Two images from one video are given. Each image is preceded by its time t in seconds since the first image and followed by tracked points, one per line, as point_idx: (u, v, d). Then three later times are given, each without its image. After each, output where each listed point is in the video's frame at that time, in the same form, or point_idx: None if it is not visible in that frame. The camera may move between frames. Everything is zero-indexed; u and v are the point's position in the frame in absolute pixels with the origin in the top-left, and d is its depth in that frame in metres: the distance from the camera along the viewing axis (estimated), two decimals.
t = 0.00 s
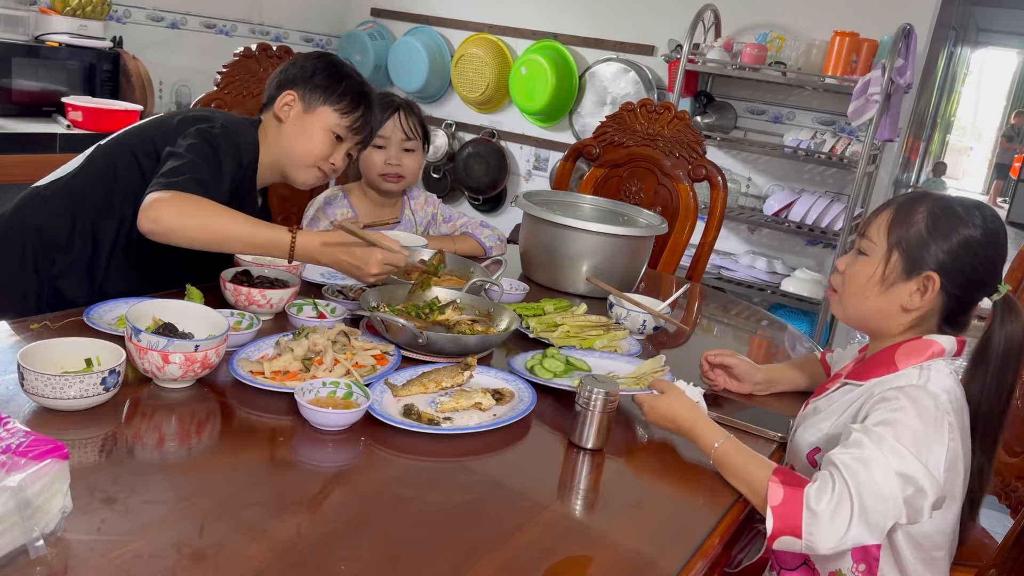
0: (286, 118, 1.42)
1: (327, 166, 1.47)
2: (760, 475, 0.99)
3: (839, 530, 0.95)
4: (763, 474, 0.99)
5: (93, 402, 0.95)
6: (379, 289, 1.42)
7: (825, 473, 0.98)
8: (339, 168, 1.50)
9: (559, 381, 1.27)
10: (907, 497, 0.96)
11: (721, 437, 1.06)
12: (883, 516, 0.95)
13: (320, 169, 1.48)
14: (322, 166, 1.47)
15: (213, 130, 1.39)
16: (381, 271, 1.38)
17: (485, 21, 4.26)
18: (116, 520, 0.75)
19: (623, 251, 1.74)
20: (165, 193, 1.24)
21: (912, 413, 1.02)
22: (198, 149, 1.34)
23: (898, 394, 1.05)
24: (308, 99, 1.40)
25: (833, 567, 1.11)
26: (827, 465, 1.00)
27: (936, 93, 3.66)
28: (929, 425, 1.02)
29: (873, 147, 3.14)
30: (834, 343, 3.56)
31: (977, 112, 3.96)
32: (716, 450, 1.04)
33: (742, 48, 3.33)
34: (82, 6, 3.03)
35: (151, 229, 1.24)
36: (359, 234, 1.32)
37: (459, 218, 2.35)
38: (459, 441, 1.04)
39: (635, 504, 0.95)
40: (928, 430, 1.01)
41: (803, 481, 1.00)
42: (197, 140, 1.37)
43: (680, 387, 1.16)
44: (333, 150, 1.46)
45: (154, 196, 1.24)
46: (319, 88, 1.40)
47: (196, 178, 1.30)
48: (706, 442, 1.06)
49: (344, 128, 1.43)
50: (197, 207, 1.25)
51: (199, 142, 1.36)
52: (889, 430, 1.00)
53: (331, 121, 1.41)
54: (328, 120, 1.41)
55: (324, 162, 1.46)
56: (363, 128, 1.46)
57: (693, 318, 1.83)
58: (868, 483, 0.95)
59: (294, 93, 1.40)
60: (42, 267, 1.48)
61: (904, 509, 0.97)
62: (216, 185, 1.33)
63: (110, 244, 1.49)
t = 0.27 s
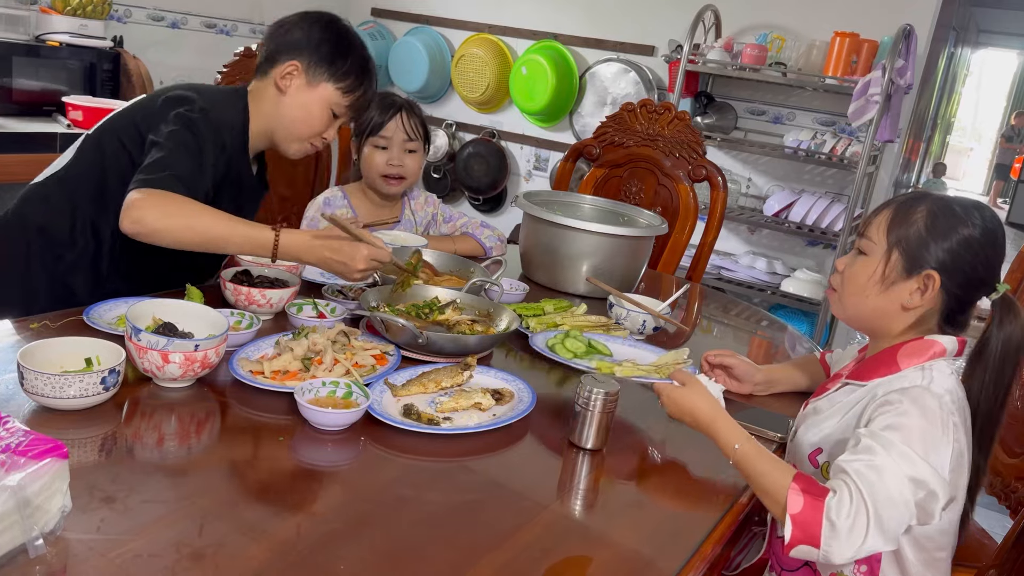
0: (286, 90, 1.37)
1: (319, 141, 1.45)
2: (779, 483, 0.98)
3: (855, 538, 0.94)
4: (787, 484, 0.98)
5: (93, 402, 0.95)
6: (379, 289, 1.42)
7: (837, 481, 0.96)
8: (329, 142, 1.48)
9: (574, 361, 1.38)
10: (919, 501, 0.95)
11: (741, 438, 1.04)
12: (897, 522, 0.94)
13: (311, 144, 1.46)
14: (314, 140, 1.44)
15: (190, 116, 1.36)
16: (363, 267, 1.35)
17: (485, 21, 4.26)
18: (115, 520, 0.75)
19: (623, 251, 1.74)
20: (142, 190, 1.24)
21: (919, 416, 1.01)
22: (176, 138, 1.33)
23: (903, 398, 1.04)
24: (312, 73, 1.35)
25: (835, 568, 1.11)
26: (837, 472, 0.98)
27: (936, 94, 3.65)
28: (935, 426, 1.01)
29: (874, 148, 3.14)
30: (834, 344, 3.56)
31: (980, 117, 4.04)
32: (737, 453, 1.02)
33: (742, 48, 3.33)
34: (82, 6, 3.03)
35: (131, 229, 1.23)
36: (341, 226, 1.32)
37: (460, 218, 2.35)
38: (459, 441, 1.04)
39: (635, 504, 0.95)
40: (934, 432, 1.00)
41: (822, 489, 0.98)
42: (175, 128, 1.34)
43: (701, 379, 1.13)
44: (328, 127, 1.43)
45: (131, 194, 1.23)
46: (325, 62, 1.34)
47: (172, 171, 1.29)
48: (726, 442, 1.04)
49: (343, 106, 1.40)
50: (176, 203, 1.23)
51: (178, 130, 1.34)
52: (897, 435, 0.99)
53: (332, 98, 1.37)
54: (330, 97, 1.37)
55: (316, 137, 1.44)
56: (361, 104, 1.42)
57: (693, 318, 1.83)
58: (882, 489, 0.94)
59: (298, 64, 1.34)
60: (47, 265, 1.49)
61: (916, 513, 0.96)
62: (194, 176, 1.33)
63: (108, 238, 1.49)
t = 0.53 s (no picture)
0: (290, 68, 1.36)
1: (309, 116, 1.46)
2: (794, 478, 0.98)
3: (866, 541, 0.94)
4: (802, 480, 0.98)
5: (93, 402, 0.95)
6: (380, 289, 1.42)
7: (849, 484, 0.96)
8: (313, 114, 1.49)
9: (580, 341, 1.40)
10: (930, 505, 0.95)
11: (758, 432, 1.04)
12: (908, 525, 0.94)
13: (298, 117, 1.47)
14: (303, 114, 1.45)
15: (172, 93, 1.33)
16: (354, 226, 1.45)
17: (486, 21, 4.26)
18: (115, 520, 0.75)
19: (624, 252, 1.74)
20: (127, 179, 1.24)
21: (928, 418, 1.01)
22: (159, 119, 1.31)
23: (911, 400, 1.04)
24: (319, 55, 1.35)
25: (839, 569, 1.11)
26: (848, 474, 0.98)
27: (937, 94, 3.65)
28: (944, 428, 1.01)
29: (874, 149, 3.14)
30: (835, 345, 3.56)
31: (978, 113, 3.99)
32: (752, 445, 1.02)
33: (742, 49, 3.33)
34: (83, 6, 3.03)
35: (126, 220, 1.25)
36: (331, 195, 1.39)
37: (460, 218, 2.35)
38: (459, 441, 1.04)
39: (635, 505, 0.95)
40: (943, 434, 1.01)
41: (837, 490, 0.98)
42: (157, 107, 1.32)
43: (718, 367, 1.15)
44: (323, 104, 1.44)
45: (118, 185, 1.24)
46: (333, 45, 1.35)
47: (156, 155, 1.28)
48: (744, 433, 1.05)
49: (340, 86, 1.42)
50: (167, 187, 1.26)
51: (160, 109, 1.32)
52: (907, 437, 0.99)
53: (334, 78, 1.39)
54: (331, 78, 1.39)
55: (307, 114, 1.45)
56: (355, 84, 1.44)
57: (693, 319, 1.83)
58: (895, 493, 0.94)
59: (307, 44, 1.33)
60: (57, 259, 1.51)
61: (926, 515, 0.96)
62: (179, 155, 1.32)
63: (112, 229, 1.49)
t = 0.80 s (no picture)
0: (292, 68, 1.36)
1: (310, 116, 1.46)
2: (791, 474, 0.98)
3: (860, 541, 0.94)
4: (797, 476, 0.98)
5: (93, 402, 0.95)
6: (380, 290, 1.41)
7: (846, 483, 0.96)
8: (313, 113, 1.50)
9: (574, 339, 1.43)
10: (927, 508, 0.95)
11: (754, 428, 1.05)
12: (903, 527, 0.94)
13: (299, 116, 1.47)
14: (304, 114, 1.46)
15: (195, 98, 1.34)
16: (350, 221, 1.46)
17: (487, 22, 4.26)
18: (115, 520, 0.75)
19: (625, 253, 1.74)
20: (171, 198, 1.29)
21: (929, 423, 1.01)
22: (187, 125, 1.33)
23: (912, 405, 1.04)
24: (320, 55, 1.36)
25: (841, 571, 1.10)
26: (845, 474, 0.98)
27: (938, 96, 3.64)
28: (943, 433, 1.01)
29: (875, 150, 3.15)
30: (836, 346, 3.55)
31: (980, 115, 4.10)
32: (750, 440, 1.03)
33: (743, 50, 3.33)
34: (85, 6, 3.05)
35: (174, 235, 1.32)
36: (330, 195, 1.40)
37: (461, 219, 2.35)
38: (459, 442, 1.04)
39: (636, 506, 0.95)
40: (944, 439, 1.00)
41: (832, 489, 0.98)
42: (180, 113, 1.33)
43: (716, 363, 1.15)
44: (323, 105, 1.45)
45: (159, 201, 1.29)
46: (335, 45, 1.35)
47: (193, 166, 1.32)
48: (742, 429, 1.05)
49: (342, 87, 1.43)
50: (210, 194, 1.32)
51: (183, 112, 1.33)
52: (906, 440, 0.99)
53: (336, 79, 1.40)
54: (333, 79, 1.39)
55: (309, 114, 1.46)
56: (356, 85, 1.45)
57: (693, 320, 1.83)
58: (891, 493, 0.94)
59: (308, 45, 1.34)
60: (66, 255, 1.50)
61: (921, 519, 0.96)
62: (213, 164, 1.36)
63: (120, 224, 1.48)
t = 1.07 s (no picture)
0: (295, 71, 1.37)
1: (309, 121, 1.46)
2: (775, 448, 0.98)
3: (838, 519, 0.94)
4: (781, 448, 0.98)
5: (94, 402, 0.95)
6: (381, 291, 1.41)
7: (833, 463, 0.96)
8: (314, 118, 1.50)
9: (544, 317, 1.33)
10: (909, 496, 0.95)
11: (734, 398, 1.04)
12: (883, 511, 0.94)
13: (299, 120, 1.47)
14: (304, 118, 1.46)
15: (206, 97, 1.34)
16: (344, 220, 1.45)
17: (488, 23, 4.27)
18: (115, 520, 0.75)
19: (627, 254, 1.74)
20: (179, 197, 1.29)
21: (921, 417, 1.01)
22: (198, 124, 1.33)
23: (905, 399, 1.04)
24: (322, 60, 1.36)
25: (839, 571, 1.11)
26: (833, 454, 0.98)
27: (939, 98, 3.64)
28: (934, 426, 1.01)
29: (876, 152, 3.14)
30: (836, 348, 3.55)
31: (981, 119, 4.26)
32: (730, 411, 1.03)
33: (744, 52, 3.34)
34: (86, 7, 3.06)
35: (182, 234, 1.32)
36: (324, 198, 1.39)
37: (461, 220, 2.35)
38: (459, 443, 1.04)
39: (636, 508, 0.95)
40: (934, 435, 1.01)
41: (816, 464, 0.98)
42: (191, 112, 1.33)
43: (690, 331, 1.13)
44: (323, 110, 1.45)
45: (168, 200, 1.29)
46: (337, 50, 1.36)
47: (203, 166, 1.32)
48: (720, 399, 1.05)
49: (343, 92, 1.43)
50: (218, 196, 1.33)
51: (193, 110, 1.33)
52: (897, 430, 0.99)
53: (336, 84, 1.40)
54: (334, 83, 1.39)
55: (308, 118, 1.46)
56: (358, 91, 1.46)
57: (694, 321, 1.83)
58: (876, 475, 0.94)
59: (311, 49, 1.35)
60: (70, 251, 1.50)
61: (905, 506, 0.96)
62: (221, 163, 1.36)
63: (125, 222, 1.48)
